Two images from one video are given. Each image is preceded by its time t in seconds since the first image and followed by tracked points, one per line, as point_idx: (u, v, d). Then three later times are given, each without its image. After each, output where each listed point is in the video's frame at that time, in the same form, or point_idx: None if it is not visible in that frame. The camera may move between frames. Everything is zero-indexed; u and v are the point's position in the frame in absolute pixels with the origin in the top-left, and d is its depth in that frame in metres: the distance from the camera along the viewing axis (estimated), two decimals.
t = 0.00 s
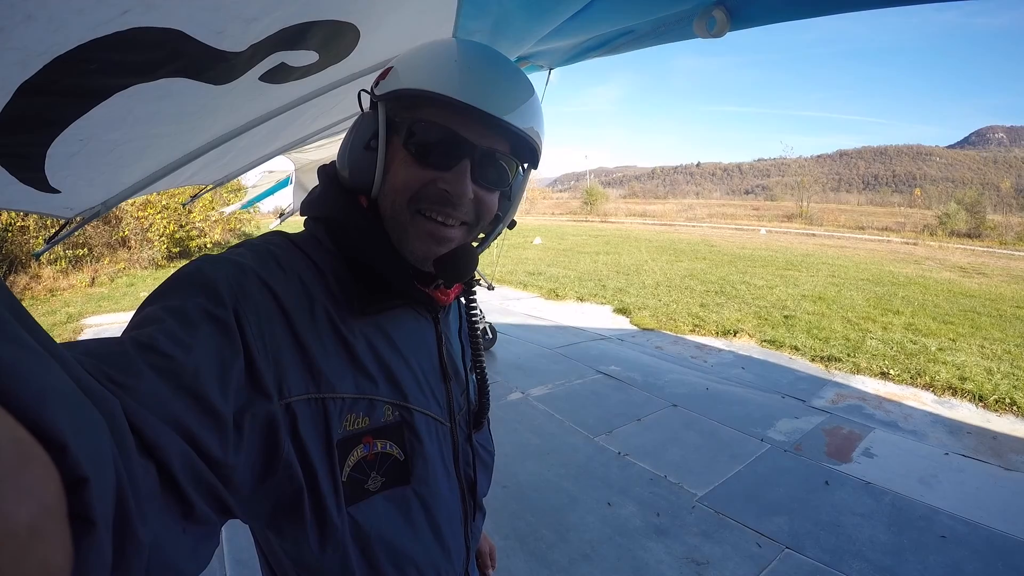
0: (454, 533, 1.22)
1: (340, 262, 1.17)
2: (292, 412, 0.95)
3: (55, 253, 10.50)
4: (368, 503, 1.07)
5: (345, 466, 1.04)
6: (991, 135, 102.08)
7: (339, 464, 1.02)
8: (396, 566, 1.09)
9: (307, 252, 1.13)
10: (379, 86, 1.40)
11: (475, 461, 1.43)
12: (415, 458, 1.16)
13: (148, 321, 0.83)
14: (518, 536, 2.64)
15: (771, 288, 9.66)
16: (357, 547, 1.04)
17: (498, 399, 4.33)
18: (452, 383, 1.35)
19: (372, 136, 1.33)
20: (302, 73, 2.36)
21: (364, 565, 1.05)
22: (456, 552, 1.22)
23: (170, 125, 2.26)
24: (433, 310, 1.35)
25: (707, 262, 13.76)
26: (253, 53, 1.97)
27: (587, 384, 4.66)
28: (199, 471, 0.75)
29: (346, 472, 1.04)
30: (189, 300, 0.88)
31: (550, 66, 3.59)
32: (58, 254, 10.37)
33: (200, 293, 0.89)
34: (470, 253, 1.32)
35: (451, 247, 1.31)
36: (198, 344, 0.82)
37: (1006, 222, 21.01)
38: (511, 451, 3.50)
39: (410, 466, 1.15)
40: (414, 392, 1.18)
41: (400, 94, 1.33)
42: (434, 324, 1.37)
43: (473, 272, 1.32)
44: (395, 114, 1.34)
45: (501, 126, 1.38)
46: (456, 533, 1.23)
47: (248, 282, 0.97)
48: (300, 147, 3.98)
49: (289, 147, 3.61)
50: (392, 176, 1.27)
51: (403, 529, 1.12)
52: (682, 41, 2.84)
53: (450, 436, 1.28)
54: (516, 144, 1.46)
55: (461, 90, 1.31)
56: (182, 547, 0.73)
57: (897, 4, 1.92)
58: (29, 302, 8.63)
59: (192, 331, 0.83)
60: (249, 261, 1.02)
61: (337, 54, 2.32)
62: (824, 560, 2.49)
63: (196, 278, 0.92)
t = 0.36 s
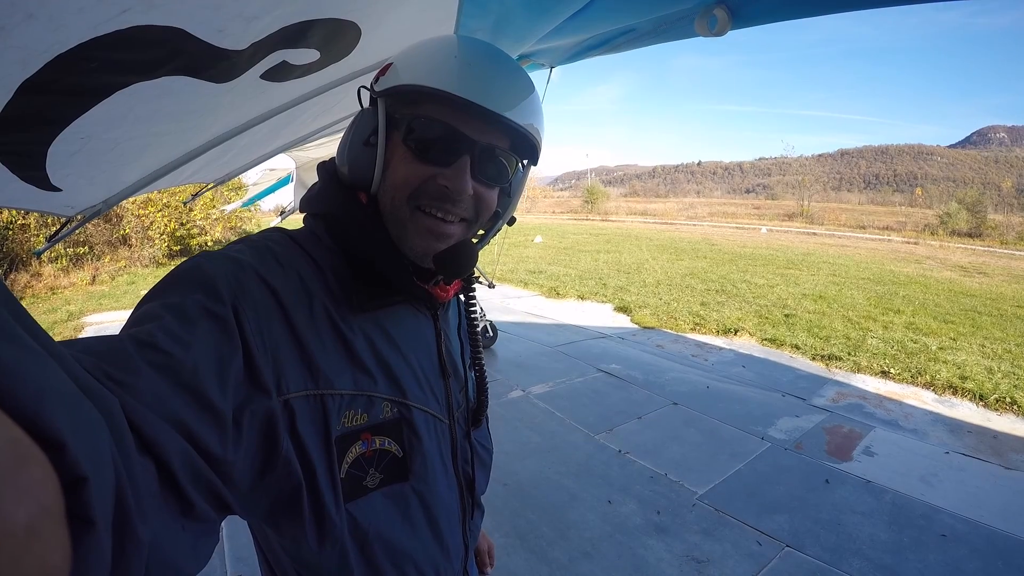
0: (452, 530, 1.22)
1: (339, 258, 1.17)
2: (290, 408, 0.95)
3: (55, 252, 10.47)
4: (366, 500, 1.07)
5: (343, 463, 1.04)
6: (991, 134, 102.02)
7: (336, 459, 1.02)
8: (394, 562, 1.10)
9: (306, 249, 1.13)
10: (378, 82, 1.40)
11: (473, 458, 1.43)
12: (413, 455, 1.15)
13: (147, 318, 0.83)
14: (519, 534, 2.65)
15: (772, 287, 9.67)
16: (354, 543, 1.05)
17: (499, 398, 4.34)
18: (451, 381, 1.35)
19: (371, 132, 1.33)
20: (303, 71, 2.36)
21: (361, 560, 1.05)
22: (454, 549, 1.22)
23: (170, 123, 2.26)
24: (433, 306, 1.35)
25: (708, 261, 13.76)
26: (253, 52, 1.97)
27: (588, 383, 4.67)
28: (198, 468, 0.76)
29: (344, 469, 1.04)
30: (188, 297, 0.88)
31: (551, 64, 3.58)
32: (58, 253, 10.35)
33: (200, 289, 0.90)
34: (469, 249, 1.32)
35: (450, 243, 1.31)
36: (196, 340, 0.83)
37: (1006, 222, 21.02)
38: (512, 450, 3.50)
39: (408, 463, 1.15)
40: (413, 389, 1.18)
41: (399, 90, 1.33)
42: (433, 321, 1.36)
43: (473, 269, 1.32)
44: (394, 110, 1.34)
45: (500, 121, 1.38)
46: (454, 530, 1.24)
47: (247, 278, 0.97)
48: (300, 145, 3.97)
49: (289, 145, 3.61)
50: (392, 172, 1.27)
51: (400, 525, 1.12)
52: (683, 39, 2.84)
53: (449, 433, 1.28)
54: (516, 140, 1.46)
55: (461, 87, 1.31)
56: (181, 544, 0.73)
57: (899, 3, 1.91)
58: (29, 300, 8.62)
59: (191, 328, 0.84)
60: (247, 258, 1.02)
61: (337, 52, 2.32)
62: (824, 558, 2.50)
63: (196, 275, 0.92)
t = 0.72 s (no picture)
0: (451, 527, 1.23)
1: (340, 255, 1.17)
2: (291, 405, 0.96)
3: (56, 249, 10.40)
4: (366, 496, 1.08)
5: (343, 459, 1.05)
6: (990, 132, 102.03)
7: (336, 455, 1.02)
8: (393, 559, 1.10)
9: (306, 246, 1.14)
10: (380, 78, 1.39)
11: (472, 455, 1.44)
12: (413, 452, 1.16)
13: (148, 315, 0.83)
14: (519, 532, 2.66)
15: (772, 286, 9.70)
16: (354, 539, 1.05)
17: (499, 396, 4.35)
18: (450, 379, 1.35)
19: (373, 128, 1.33)
20: (304, 69, 2.35)
21: (360, 558, 1.06)
22: (452, 546, 1.23)
23: (170, 121, 2.25)
24: (433, 303, 1.35)
25: (708, 260, 13.77)
26: (254, 50, 1.96)
27: (588, 381, 4.68)
28: (197, 468, 0.76)
29: (344, 465, 1.05)
30: (187, 296, 0.88)
31: (552, 62, 3.59)
32: (58, 251, 10.29)
33: (200, 285, 0.90)
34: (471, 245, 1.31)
35: (452, 239, 1.31)
36: (195, 338, 0.83)
37: (1006, 221, 21.06)
38: (513, 448, 3.51)
39: (408, 460, 1.15)
40: (413, 387, 1.18)
41: (400, 86, 1.32)
42: (433, 319, 1.36)
43: (475, 264, 1.31)
44: (395, 106, 1.34)
45: (502, 117, 1.38)
46: (452, 526, 1.24)
47: (246, 275, 0.97)
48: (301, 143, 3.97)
49: (290, 143, 3.60)
50: (393, 169, 1.27)
51: (400, 522, 1.12)
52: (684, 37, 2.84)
53: (448, 431, 1.28)
54: (518, 136, 1.46)
55: (462, 83, 1.31)
56: (181, 544, 0.74)
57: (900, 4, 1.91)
58: (30, 298, 8.60)
59: (191, 325, 0.84)
60: (247, 255, 1.02)
61: (339, 50, 2.31)
62: (824, 557, 2.51)
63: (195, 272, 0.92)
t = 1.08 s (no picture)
0: (452, 505, 1.25)
1: (347, 254, 1.16)
2: (313, 397, 0.98)
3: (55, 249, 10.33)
4: (378, 477, 1.09)
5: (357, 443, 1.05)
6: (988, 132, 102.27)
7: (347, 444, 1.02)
8: (405, 538, 1.11)
9: (314, 248, 1.12)
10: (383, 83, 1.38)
11: (466, 436, 1.46)
12: (418, 433, 1.17)
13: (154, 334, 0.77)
14: (520, 531, 2.67)
15: (771, 286, 9.72)
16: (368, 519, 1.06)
17: (500, 395, 4.35)
18: (448, 365, 1.37)
19: (378, 131, 1.31)
20: (304, 69, 2.35)
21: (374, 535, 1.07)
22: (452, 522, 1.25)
23: (170, 121, 2.25)
24: (430, 295, 1.35)
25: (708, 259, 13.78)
26: (254, 49, 1.96)
27: (589, 381, 4.68)
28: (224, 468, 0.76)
29: (358, 448, 1.05)
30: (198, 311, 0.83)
31: (552, 62, 3.60)
32: (58, 251, 10.21)
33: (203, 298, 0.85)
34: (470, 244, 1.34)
35: (453, 239, 1.33)
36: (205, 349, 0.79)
37: (1006, 220, 21.12)
38: (514, 447, 3.52)
39: (413, 440, 1.16)
40: (416, 371, 1.20)
41: (405, 93, 1.31)
42: (430, 309, 1.37)
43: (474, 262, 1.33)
44: (399, 110, 1.33)
45: (502, 128, 1.40)
46: (452, 504, 1.26)
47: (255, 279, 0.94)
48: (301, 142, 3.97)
49: (290, 143, 3.60)
50: (398, 173, 1.28)
51: (410, 502, 1.13)
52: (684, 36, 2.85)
53: (447, 412, 1.30)
54: (514, 143, 1.48)
55: (465, 94, 1.32)
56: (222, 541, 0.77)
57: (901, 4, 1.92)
58: (29, 298, 8.57)
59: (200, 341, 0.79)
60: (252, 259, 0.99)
61: (339, 49, 2.31)
62: (825, 556, 2.52)
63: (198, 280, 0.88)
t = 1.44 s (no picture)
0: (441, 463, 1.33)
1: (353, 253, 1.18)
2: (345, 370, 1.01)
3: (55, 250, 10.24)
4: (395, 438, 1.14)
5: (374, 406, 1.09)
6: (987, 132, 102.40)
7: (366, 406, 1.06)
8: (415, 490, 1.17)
9: (323, 242, 1.13)
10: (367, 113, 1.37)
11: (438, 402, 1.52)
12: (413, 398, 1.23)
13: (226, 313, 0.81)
14: (521, 530, 2.67)
15: (771, 285, 9.73)
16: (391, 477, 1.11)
17: (500, 395, 4.35)
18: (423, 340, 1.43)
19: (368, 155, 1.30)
20: (304, 69, 2.36)
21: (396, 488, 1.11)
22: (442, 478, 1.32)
23: (170, 121, 2.25)
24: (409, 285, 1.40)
25: (707, 259, 13.78)
26: (254, 49, 1.96)
27: (589, 380, 4.68)
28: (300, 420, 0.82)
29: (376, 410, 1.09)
30: (251, 294, 0.86)
31: (552, 61, 3.61)
32: (57, 251, 10.14)
33: (254, 283, 0.88)
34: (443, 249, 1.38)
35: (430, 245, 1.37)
36: (265, 325, 0.83)
37: (1005, 220, 21.16)
38: (515, 446, 3.52)
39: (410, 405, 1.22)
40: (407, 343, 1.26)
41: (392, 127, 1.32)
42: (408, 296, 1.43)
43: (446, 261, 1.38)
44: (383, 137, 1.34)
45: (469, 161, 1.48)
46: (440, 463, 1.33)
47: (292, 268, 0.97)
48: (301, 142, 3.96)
49: (290, 143, 3.60)
50: (387, 190, 1.28)
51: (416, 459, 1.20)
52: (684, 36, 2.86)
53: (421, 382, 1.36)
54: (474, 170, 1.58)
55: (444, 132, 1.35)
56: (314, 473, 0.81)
57: (900, 4, 1.93)
58: (29, 299, 8.54)
59: (259, 316, 0.84)
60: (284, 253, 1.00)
61: (339, 49, 2.31)
62: (825, 555, 2.52)
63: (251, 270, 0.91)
